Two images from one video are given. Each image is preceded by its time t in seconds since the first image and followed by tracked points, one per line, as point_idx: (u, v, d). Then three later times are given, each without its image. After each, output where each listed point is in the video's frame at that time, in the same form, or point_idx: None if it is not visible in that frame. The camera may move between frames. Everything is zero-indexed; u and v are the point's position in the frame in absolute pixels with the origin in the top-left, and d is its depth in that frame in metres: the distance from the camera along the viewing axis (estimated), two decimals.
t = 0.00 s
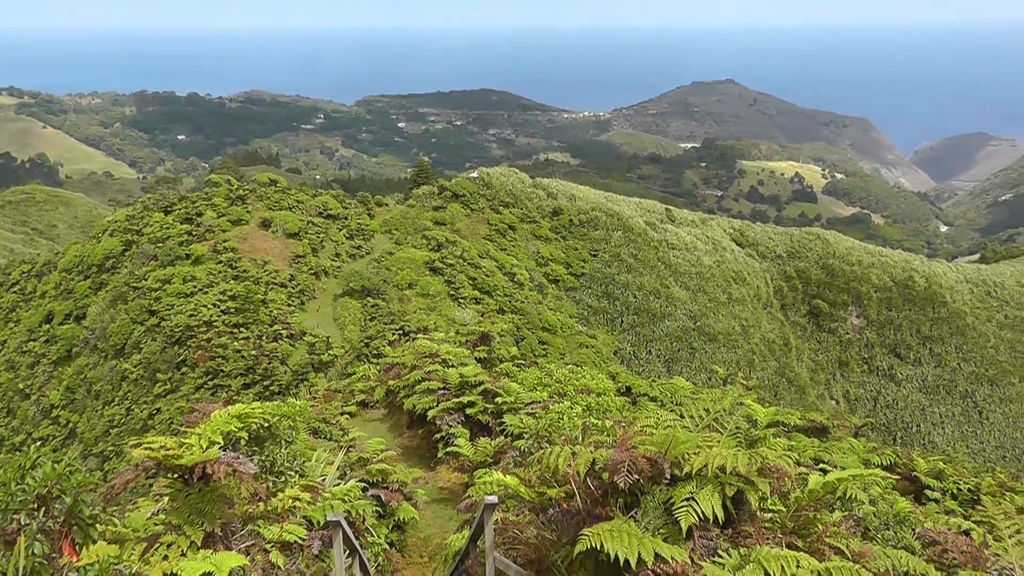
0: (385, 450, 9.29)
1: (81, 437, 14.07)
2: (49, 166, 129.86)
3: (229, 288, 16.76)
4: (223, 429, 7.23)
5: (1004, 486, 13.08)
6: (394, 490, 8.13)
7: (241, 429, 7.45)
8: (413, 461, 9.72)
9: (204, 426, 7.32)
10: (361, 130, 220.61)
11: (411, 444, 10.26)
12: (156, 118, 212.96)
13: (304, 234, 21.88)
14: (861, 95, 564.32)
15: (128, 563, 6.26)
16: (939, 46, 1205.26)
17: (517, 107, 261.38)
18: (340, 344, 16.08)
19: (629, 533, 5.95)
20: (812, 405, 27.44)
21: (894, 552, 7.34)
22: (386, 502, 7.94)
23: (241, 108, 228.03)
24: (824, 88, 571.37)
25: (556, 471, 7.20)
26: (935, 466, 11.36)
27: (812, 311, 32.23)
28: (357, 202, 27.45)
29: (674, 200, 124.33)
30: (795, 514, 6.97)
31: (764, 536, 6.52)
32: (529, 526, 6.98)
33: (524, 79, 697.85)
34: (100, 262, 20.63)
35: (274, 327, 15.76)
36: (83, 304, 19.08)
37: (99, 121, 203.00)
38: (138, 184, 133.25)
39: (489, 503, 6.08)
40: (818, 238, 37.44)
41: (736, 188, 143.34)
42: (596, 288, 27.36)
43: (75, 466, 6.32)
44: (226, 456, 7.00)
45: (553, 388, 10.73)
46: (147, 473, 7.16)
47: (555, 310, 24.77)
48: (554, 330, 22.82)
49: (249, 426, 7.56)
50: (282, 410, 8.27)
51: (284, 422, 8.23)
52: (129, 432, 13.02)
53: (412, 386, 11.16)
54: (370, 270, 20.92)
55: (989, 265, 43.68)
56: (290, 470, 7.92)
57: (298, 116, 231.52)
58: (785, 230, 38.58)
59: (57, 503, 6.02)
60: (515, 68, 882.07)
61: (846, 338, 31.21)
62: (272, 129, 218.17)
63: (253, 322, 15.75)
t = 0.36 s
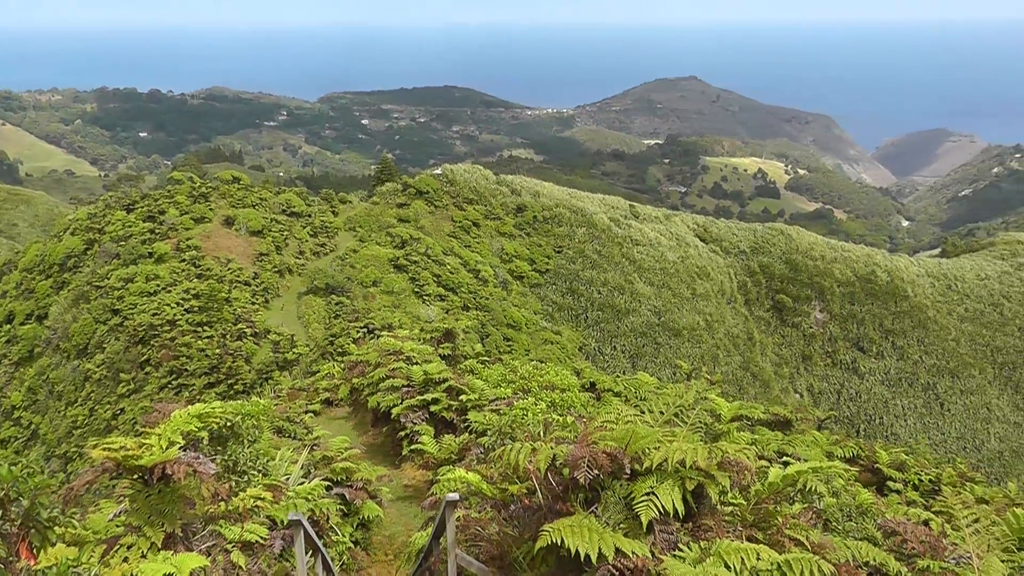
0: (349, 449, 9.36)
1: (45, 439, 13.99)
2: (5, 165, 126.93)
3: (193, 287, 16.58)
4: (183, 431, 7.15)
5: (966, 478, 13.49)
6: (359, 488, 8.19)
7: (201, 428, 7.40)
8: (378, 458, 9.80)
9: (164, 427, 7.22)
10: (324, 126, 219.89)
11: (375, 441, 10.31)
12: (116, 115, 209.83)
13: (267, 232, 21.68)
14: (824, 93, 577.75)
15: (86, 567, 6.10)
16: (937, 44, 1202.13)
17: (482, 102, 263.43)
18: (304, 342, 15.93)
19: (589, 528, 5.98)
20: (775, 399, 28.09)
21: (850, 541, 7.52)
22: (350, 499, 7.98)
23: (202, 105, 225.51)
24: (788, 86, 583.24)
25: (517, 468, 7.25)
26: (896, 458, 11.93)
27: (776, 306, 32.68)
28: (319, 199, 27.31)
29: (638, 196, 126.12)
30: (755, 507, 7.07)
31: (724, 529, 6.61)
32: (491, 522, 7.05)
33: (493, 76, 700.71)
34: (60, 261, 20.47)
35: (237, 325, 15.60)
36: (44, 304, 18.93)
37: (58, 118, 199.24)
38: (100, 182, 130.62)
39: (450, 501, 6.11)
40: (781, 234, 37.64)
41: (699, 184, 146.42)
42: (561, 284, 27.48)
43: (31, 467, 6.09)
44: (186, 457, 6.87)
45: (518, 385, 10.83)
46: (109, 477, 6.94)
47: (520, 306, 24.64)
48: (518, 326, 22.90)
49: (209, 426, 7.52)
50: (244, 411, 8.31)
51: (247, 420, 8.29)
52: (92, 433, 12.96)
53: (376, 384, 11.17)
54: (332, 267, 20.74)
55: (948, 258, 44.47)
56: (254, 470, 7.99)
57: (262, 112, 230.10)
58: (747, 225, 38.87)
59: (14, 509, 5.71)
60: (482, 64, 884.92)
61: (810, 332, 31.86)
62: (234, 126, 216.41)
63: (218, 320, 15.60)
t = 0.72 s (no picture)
0: (312, 447, 9.38)
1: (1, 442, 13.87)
2: None
3: (155, 286, 16.54)
4: (141, 430, 7.08)
5: (926, 468, 13.76)
6: (321, 488, 8.22)
7: (159, 429, 7.39)
8: (340, 457, 9.81)
9: (123, 427, 7.14)
10: (286, 123, 220.56)
11: (337, 440, 10.35)
12: (74, 110, 207.50)
13: (230, 230, 21.53)
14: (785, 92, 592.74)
15: (42, 571, 6.03)
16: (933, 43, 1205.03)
17: (444, 98, 270.58)
18: (268, 341, 15.82)
19: (549, 523, 5.99)
20: (739, 393, 28.38)
21: (809, 530, 7.72)
22: (312, 498, 8.01)
23: (162, 103, 225.38)
24: (753, 84, 594.20)
25: (478, 464, 7.28)
26: (856, 451, 12.22)
27: (739, 301, 33.13)
28: (281, 198, 27.13)
29: (601, 193, 127.89)
30: (714, 500, 7.21)
31: (683, 522, 6.71)
32: (452, 519, 7.08)
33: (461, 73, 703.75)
34: (20, 259, 20.60)
35: (200, 325, 15.56)
36: (4, 303, 19.05)
37: (15, 116, 195.69)
38: (60, 179, 128.45)
39: (409, 499, 6.10)
40: (743, 230, 38.20)
41: (661, 180, 151.18)
42: (524, 281, 27.43)
43: None
44: (145, 457, 6.79)
45: (482, 382, 10.87)
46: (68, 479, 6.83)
47: (483, 303, 24.43)
48: (482, 323, 22.84)
49: (168, 426, 7.51)
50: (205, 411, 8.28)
51: (207, 421, 8.28)
52: (50, 436, 12.90)
53: (339, 382, 11.19)
54: (297, 265, 20.58)
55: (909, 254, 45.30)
56: (215, 471, 7.98)
57: (223, 109, 230.24)
58: (709, 222, 39.36)
59: None
60: (452, 62, 890.14)
61: (773, 326, 32.36)
62: (195, 123, 215.87)
63: (180, 320, 15.58)
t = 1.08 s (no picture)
0: (275, 449, 9.36)
1: None
2: None
3: (115, 288, 16.64)
4: (100, 435, 6.97)
5: (887, 458, 14.13)
6: (285, 489, 8.18)
7: (119, 433, 7.28)
8: (303, 459, 9.82)
9: (80, 432, 7.00)
10: (245, 122, 220.26)
11: (300, 441, 10.36)
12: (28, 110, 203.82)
13: (190, 231, 21.26)
14: (748, 91, 604.18)
15: None
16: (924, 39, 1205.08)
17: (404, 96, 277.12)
18: (230, 342, 15.93)
19: (510, 519, 5.99)
20: (702, 388, 28.74)
21: (770, 521, 7.92)
22: (276, 501, 7.97)
23: (119, 103, 223.25)
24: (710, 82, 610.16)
25: (441, 463, 7.28)
26: (819, 442, 12.51)
27: (701, 296, 33.41)
28: (242, 197, 26.72)
29: (561, 191, 129.99)
30: (675, 494, 7.25)
31: (644, 515, 6.73)
32: (414, 518, 7.05)
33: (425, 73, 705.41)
34: None
35: (161, 327, 15.76)
36: None
37: None
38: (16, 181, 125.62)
39: (371, 499, 6.05)
40: (704, 226, 38.47)
41: (623, 177, 156.42)
42: (486, 279, 27.37)
43: None
44: (104, 462, 6.66)
45: (446, 381, 10.85)
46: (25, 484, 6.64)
47: (445, 302, 24.22)
48: (445, 322, 22.74)
49: (129, 430, 7.43)
50: (167, 413, 8.22)
51: (170, 423, 8.24)
52: (10, 439, 13.19)
53: (301, 383, 11.17)
54: (258, 265, 20.39)
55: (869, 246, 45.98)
56: (177, 475, 7.94)
57: (182, 109, 228.78)
58: (671, 218, 39.49)
59: None
60: (419, 59, 895.27)
61: (735, 321, 32.69)
62: (152, 123, 213.88)
63: (140, 322, 15.77)
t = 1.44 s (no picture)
0: (237, 455, 9.30)
1: None
2: None
3: (74, 295, 16.61)
4: (56, 445, 6.83)
5: (849, 448, 14.56)
6: (248, 495, 8.13)
7: (76, 443, 7.14)
8: (269, 462, 9.83)
9: (36, 442, 6.85)
10: (203, 126, 218.18)
11: (263, 445, 10.36)
12: None
13: (150, 235, 20.95)
14: (713, 89, 612.64)
15: None
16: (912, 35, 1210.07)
17: (361, 97, 279.06)
18: (191, 348, 16.22)
19: (471, 520, 5.96)
20: (665, 383, 28.95)
21: (732, 513, 8.04)
22: (237, 506, 7.93)
23: (73, 109, 219.32)
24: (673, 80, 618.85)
25: (402, 464, 7.28)
26: (783, 435, 12.78)
27: (663, 293, 33.55)
28: (200, 200, 26.31)
29: (521, 190, 130.93)
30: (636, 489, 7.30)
31: (606, 512, 6.75)
32: (377, 520, 6.99)
33: (388, 74, 703.26)
34: None
35: (121, 334, 15.89)
36: None
37: None
38: None
39: (332, 502, 5.98)
40: (664, 222, 38.41)
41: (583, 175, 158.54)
42: (448, 279, 27.30)
43: None
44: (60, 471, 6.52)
45: (409, 382, 10.84)
46: None
47: (408, 303, 24.20)
48: (407, 322, 22.71)
49: (86, 439, 7.29)
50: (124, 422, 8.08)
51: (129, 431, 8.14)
52: None
53: (262, 388, 11.11)
54: (218, 270, 20.21)
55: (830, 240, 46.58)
56: (136, 482, 7.81)
57: (137, 112, 225.70)
58: (631, 215, 39.41)
59: None
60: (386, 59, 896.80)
61: (696, 316, 33.02)
62: (107, 127, 210.32)
63: (100, 330, 15.92)
